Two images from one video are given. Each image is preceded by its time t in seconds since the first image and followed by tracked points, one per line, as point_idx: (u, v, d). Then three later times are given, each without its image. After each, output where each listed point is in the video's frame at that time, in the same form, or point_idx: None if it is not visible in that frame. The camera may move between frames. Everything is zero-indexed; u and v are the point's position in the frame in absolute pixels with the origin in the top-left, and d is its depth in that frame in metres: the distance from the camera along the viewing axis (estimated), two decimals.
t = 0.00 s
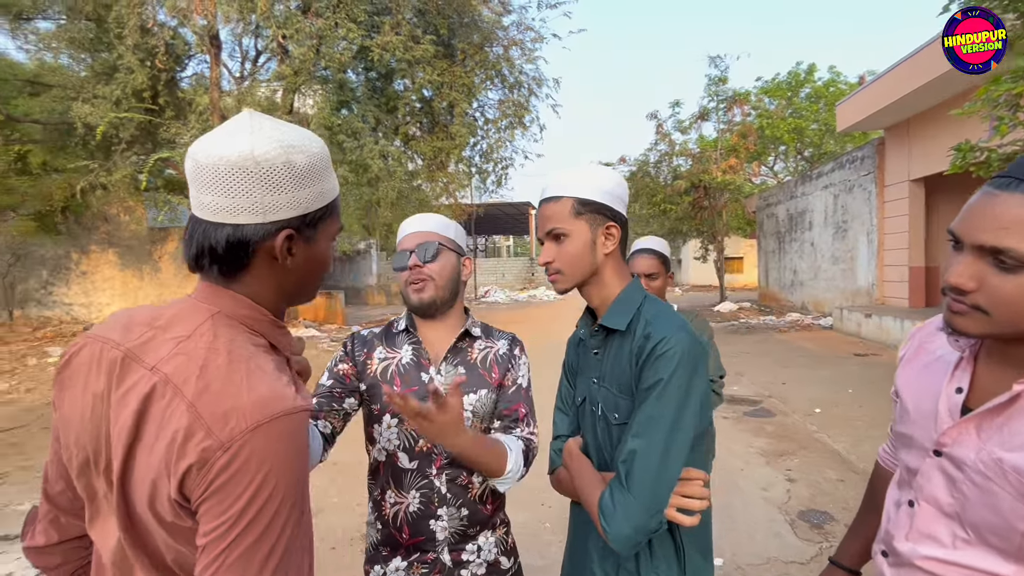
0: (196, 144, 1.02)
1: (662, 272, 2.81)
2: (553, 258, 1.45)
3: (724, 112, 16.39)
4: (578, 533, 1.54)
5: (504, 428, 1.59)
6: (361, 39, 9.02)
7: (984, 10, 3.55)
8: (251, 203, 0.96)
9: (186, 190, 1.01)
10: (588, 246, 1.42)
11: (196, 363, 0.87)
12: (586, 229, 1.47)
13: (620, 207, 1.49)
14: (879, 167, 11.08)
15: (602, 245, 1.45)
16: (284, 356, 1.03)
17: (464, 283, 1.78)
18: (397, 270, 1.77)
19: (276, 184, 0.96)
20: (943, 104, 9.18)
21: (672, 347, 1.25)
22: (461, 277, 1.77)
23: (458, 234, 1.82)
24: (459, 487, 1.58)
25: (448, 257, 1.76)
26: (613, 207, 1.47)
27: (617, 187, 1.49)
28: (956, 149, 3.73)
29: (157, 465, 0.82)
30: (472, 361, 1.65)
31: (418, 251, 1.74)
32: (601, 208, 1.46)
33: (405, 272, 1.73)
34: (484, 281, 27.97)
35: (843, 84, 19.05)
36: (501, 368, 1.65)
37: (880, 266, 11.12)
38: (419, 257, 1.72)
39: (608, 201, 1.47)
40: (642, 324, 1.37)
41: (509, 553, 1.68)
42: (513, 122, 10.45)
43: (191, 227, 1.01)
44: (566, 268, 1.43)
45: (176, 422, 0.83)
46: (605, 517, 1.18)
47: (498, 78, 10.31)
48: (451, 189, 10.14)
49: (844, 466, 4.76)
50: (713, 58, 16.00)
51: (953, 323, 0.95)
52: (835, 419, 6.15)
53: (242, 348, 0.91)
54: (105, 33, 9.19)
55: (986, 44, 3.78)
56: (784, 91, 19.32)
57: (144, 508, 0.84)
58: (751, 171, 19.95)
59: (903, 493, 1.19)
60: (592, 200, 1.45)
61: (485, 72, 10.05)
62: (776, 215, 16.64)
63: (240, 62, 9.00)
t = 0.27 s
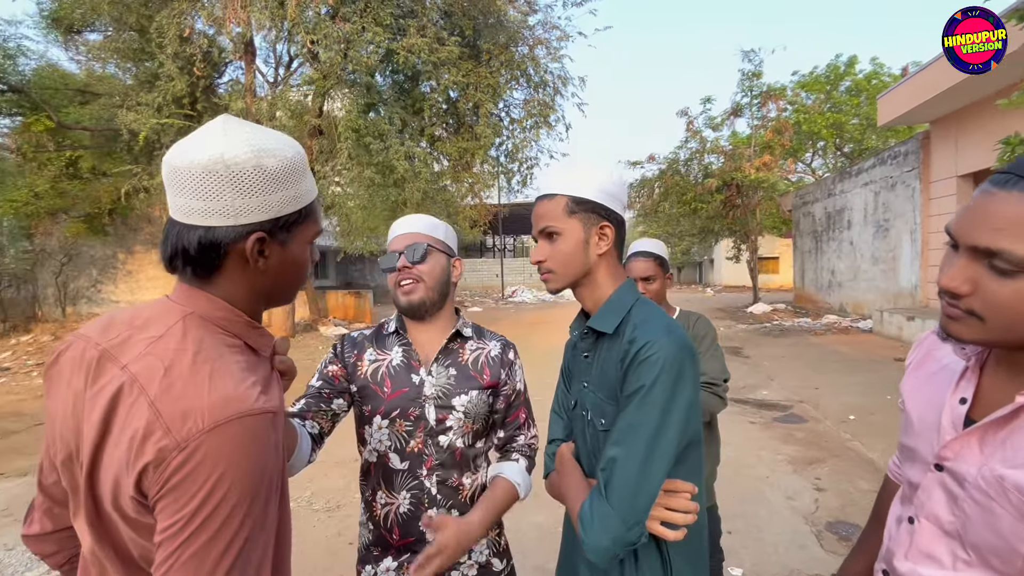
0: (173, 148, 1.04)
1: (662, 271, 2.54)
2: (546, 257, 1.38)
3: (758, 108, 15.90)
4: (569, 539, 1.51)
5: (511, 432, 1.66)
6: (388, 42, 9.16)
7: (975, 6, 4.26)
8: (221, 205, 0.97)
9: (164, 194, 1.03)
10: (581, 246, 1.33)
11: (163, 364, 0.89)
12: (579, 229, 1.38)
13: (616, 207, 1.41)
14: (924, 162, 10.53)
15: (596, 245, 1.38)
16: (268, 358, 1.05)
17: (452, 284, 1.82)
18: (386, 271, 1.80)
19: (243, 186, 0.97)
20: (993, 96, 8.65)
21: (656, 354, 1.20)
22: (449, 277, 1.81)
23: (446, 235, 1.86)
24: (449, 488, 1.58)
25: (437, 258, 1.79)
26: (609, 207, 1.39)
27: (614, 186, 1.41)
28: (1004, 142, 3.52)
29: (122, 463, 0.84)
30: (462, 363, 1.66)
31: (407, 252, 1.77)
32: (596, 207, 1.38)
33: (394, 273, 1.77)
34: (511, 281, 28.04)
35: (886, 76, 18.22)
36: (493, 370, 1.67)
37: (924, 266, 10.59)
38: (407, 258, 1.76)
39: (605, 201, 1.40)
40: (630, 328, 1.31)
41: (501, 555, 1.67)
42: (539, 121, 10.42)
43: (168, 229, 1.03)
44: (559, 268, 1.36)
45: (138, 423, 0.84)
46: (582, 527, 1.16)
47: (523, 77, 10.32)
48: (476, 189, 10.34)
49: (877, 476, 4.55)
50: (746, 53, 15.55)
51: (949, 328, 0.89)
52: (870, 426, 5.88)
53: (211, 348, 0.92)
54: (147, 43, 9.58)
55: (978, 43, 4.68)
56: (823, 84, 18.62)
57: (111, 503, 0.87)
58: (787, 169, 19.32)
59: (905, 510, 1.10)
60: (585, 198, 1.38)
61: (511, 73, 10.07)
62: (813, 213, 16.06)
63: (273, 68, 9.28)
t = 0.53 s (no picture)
0: (178, 164, 1.07)
1: (661, 274, 2.71)
2: (543, 258, 1.32)
3: (796, 103, 15.39)
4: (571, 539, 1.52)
5: (511, 436, 1.69)
6: (417, 45, 9.31)
7: (974, 16, 6.57)
8: (229, 222, 1.01)
9: (176, 210, 1.07)
10: (579, 248, 1.28)
11: (166, 362, 0.94)
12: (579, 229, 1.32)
13: (619, 207, 1.33)
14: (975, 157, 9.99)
15: (595, 246, 1.31)
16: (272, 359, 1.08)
17: (457, 286, 1.85)
18: (392, 272, 1.85)
19: (248, 205, 1.01)
20: None
21: (652, 359, 1.15)
22: (453, 279, 1.83)
23: (451, 237, 1.89)
24: (452, 487, 1.61)
25: (442, 260, 1.83)
26: (611, 207, 1.32)
27: (617, 184, 1.34)
28: None
29: (126, 454, 0.89)
30: (466, 364, 1.69)
31: (412, 254, 1.81)
32: (597, 208, 1.32)
33: (399, 274, 1.81)
34: (540, 282, 28.05)
35: (934, 67, 17.37)
36: (496, 372, 1.70)
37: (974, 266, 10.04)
38: (412, 260, 1.79)
39: (607, 201, 1.33)
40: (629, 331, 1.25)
41: (505, 553, 1.68)
42: (566, 120, 10.39)
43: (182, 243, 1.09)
44: (558, 269, 1.30)
45: (141, 418, 0.89)
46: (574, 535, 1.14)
47: (551, 77, 10.35)
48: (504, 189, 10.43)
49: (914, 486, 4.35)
50: (782, 46, 15.10)
51: (947, 334, 0.86)
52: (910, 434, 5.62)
53: (211, 346, 0.97)
54: (191, 52, 10.01)
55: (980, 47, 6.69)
56: (865, 77, 17.88)
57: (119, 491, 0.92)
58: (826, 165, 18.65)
59: (909, 521, 1.07)
60: (586, 198, 1.31)
61: (538, 72, 10.12)
62: (853, 212, 15.46)
63: (307, 74, 9.56)
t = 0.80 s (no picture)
0: (204, 160, 1.11)
1: (677, 271, 2.67)
2: (538, 253, 1.27)
3: (845, 95, 14.67)
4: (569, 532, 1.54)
5: (532, 425, 1.77)
6: (449, 47, 9.45)
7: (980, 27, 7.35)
8: (247, 224, 1.07)
9: (195, 203, 1.11)
10: (573, 243, 1.22)
11: (163, 353, 1.00)
12: (573, 225, 1.26)
13: (615, 203, 1.26)
14: None
15: (590, 242, 1.25)
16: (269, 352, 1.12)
17: (466, 284, 1.88)
18: (404, 269, 1.90)
19: (269, 212, 1.07)
20: None
21: (637, 354, 1.08)
22: (462, 276, 1.87)
23: (462, 236, 1.92)
24: (457, 479, 1.65)
25: (452, 260, 1.86)
26: (606, 202, 1.25)
27: (613, 177, 1.27)
28: None
29: (124, 437, 0.96)
30: (475, 359, 1.73)
31: (423, 252, 1.86)
32: (591, 202, 1.25)
33: (410, 271, 1.85)
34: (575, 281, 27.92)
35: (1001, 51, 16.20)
36: (504, 368, 1.74)
37: None
38: (423, 258, 1.84)
39: (602, 196, 1.27)
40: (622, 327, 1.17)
41: (509, 546, 1.70)
42: (600, 118, 10.27)
43: (195, 236, 1.12)
44: (554, 265, 1.25)
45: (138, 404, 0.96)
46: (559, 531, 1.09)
47: (584, 74, 10.31)
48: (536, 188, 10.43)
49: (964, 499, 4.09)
50: (830, 35, 14.44)
51: (932, 332, 0.82)
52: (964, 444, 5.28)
53: (204, 340, 1.03)
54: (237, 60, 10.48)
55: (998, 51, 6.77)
56: (923, 65, 16.87)
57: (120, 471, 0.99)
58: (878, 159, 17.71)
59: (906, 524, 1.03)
60: (581, 192, 1.26)
61: (571, 70, 10.10)
62: (907, 208, 14.62)
63: (344, 77, 9.84)
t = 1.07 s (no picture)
0: (197, 163, 1.23)
1: (684, 271, 2.62)
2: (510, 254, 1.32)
3: (896, 85, 13.91)
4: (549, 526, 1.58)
5: (514, 419, 1.82)
6: (479, 48, 9.58)
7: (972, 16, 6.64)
8: (237, 216, 1.17)
9: (186, 201, 1.21)
10: (542, 244, 1.25)
11: (134, 350, 1.08)
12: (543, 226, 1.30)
13: (585, 204, 1.29)
14: None
15: (559, 242, 1.27)
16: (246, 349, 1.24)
17: (461, 282, 1.97)
18: (401, 266, 2.01)
19: (256, 204, 1.18)
20: None
21: (595, 349, 1.11)
22: (456, 276, 1.95)
23: (458, 236, 2.02)
24: (452, 467, 1.70)
25: (446, 259, 1.96)
26: (575, 202, 1.28)
27: (580, 178, 1.29)
28: None
29: (97, 429, 1.04)
30: (468, 353, 1.80)
31: (419, 251, 1.97)
32: (560, 203, 1.28)
33: (406, 268, 1.96)
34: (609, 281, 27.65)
35: None
36: (497, 361, 1.81)
37: None
38: (418, 257, 1.95)
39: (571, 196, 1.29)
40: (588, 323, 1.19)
41: (502, 533, 1.76)
42: (631, 115, 10.15)
43: (185, 230, 1.21)
44: (524, 263, 1.29)
45: (107, 400, 1.03)
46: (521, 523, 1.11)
47: (614, 72, 10.26)
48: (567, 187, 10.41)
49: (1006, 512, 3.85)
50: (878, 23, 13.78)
51: (866, 332, 0.83)
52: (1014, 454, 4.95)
53: (173, 339, 1.10)
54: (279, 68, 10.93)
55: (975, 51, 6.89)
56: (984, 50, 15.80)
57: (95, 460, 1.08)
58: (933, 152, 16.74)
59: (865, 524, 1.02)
60: (550, 195, 1.28)
61: (602, 67, 10.13)
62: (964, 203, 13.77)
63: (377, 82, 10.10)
